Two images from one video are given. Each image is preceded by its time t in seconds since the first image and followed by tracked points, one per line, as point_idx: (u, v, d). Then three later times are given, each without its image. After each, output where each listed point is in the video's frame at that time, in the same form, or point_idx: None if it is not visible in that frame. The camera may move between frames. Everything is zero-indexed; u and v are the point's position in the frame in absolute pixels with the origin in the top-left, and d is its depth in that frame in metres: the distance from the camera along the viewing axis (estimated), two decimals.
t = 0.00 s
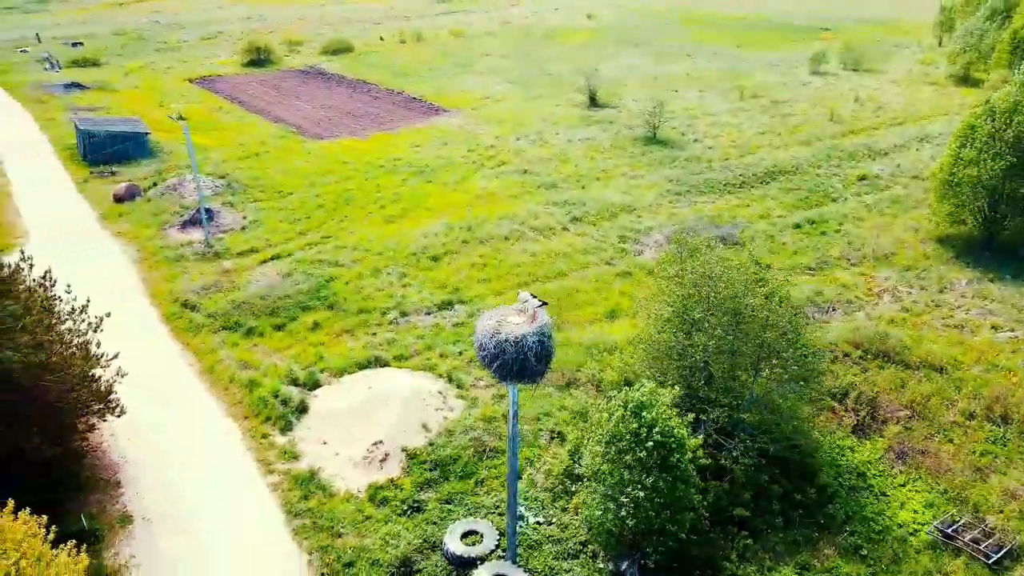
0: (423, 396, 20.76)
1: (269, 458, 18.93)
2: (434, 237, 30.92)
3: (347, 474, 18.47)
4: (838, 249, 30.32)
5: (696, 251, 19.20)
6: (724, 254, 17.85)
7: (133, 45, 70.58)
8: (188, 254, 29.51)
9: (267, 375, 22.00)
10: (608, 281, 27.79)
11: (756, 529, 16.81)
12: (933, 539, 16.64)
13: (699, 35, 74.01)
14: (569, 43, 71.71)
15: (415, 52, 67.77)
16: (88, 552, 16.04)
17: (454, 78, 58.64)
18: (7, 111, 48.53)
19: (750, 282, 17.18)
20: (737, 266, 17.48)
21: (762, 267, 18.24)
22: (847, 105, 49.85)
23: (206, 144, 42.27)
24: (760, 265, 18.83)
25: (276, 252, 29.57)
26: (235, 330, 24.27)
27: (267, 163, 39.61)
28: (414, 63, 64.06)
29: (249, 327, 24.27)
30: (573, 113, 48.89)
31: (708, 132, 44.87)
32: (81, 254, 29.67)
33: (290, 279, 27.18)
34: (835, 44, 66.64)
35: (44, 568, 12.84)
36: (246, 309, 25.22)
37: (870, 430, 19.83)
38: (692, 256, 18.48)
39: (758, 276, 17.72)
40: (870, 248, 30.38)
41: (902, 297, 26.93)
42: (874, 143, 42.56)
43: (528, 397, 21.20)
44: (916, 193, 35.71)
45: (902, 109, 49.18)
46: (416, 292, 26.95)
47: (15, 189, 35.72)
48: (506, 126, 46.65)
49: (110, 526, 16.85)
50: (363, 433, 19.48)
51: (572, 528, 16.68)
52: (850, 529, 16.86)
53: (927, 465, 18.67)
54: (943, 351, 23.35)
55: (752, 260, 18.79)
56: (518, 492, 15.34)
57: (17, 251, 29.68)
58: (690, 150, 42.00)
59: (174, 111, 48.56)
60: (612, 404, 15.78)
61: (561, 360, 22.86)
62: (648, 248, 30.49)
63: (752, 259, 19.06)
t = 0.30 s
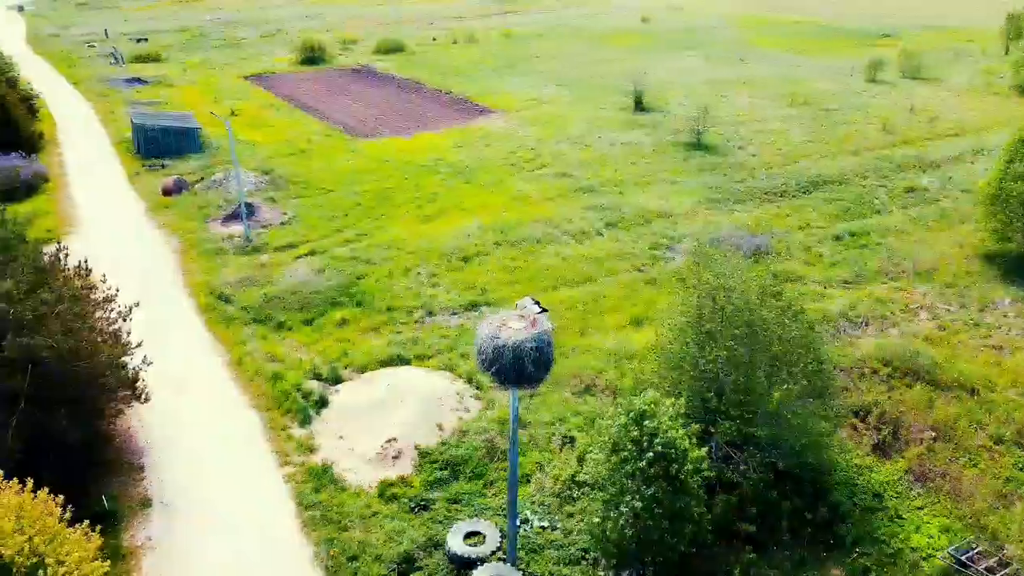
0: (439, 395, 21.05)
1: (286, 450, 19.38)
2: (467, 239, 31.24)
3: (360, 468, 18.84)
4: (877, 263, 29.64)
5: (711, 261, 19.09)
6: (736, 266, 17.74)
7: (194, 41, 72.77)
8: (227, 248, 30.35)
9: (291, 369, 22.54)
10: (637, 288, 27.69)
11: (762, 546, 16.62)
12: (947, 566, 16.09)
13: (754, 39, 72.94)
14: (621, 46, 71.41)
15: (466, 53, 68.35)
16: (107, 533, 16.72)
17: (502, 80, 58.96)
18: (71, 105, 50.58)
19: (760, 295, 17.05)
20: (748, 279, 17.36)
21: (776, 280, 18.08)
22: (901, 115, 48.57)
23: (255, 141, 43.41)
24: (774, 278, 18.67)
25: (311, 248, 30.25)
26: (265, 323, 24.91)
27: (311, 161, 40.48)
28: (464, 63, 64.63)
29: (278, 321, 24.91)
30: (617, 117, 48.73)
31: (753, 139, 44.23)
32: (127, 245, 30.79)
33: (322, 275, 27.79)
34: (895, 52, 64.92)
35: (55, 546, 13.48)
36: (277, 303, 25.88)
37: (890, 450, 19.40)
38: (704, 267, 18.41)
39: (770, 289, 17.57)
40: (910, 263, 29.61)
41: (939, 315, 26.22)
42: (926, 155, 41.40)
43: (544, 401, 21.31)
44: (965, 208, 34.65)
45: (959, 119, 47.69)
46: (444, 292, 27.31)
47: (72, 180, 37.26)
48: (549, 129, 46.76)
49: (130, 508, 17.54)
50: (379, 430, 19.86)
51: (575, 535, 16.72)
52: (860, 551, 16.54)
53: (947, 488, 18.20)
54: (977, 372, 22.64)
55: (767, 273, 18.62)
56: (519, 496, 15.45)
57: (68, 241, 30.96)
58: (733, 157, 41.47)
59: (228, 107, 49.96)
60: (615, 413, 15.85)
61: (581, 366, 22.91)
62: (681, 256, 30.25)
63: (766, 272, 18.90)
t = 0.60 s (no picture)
0: (456, 396, 21.25)
1: (303, 443, 19.82)
2: (500, 241, 31.49)
3: (373, 464, 19.16)
4: (918, 278, 28.85)
5: (727, 270, 18.81)
6: (750, 277, 17.44)
7: (254, 38, 74.65)
8: (266, 242, 31.12)
9: (316, 363, 23.05)
10: (666, 295, 27.50)
11: (767, 564, 16.37)
12: None
13: (812, 44, 71.42)
14: (674, 48, 70.78)
15: (518, 53, 68.58)
16: (126, 515, 17.39)
17: (551, 81, 59.04)
18: (132, 99, 52.42)
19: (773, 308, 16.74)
20: (762, 291, 17.07)
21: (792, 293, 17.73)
22: (960, 125, 47.03)
23: (303, 138, 44.38)
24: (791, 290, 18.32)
25: (347, 245, 30.85)
26: (295, 317, 25.51)
27: (355, 159, 41.20)
28: (515, 64, 64.89)
29: (308, 315, 25.46)
30: (663, 121, 48.37)
31: (800, 147, 43.39)
32: (172, 237, 31.82)
33: (354, 272, 28.32)
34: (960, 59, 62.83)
35: (69, 524, 14.08)
36: (308, 298, 26.46)
37: (911, 473, 18.87)
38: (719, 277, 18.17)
39: (785, 302, 17.23)
40: (953, 279, 28.73)
41: (979, 334, 25.38)
42: (982, 167, 40.05)
43: (561, 406, 21.35)
44: (1018, 224, 33.45)
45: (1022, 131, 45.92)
46: (473, 293, 27.56)
47: (126, 172, 38.68)
48: (594, 132, 46.70)
49: (150, 492, 18.19)
50: (394, 428, 20.16)
51: (578, 541, 16.74)
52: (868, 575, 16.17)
53: (968, 516, 17.63)
54: (1013, 396, 21.85)
55: (784, 285, 18.28)
56: (520, 499, 15.57)
57: (117, 232, 32.16)
58: (779, 165, 40.79)
59: (280, 104, 51.15)
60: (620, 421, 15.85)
61: (601, 372, 22.90)
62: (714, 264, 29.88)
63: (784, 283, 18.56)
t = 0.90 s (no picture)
0: (474, 398, 21.44)
1: (321, 436, 20.21)
2: (534, 245, 31.60)
3: (387, 461, 19.45)
4: (961, 296, 27.94)
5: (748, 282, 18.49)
6: (769, 291, 17.14)
7: (313, 35, 76.19)
8: (304, 238, 31.80)
9: (340, 358, 23.47)
10: (695, 304, 27.20)
11: None
12: None
13: (874, 50, 69.53)
14: (730, 52, 69.75)
15: (571, 55, 68.46)
16: (146, 498, 18.02)
17: (601, 83, 58.81)
18: (191, 94, 54.06)
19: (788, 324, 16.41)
20: (780, 306, 16.74)
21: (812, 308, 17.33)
22: None
23: (350, 136, 45.20)
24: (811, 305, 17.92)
25: (382, 243, 31.36)
26: (325, 312, 26.02)
27: (399, 158, 41.79)
28: (567, 65, 64.84)
29: (337, 311, 25.95)
30: (711, 126, 47.76)
31: (851, 156, 42.36)
32: (215, 229, 32.76)
33: (386, 270, 28.77)
34: None
35: (85, 506, 14.66)
36: (339, 294, 26.98)
37: (933, 499, 18.30)
38: (737, 289, 17.87)
39: (802, 317, 16.85)
40: (999, 298, 27.72)
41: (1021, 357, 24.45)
42: None
43: (577, 412, 21.34)
44: None
45: None
46: (502, 295, 27.72)
47: (178, 164, 39.95)
48: (639, 136, 46.39)
49: (171, 477, 18.80)
50: (410, 427, 20.43)
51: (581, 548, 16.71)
52: None
53: (988, 546, 17.04)
54: None
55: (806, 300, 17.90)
56: (521, 503, 15.64)
57: (164, 223, 33.24)
58: (827, 174, 39.90)
59: (331, 102, 52.14)
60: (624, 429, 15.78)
61: (622, 380, 22.81)
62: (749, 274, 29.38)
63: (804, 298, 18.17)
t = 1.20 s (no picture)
0: (492, 400, 21.63)
1: (338, 431, 20.58)
2: (568, 247, 31.63)
3: (402, 458, 19.71)
4: (1007, 316, 26.93)
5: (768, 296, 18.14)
6: (787, 306, 16.79)
7: (371, 32, 77.36)
8: (342, 234, 32.41)
9: (365, 353, 23.88)
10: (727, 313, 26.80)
11: None
12: None
13: (942, 57, 67.20)
14: (789, 56, 68.36)
15: (625, 56, 68.01)
16: (167, 483, 18.66)
17: (653, 85, 58.29)
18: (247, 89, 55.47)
19: (802, 340, 16.10)
20: (797, 322, 16.38)
21: (830, 325, 16.96)
22: None
23: (397, 134, 45.82)
24: (831, 322, 17.52)
25: (418, 242, 31.76)
26: (355, 308, 26.50)
27: (443, 157, 42.18)
28: (620, 66, 64.43)
29: (366, 308, 26.40)
30: (761, 132, 46.93)
31: (904, 167, 41.12)
32: (258, 223, 33.59)
33: (419, 269, 29.16)
34: None
35: (101, 489, 15.18)
36: (370, 291, 27.45)
37: (953, 527, 17.73)
38: (754, 302, 17.59)
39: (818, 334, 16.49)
40: None
41: None
42: None
43: (594, 419, 21.30)
44: None
45: None
46: (531, 297, 27.83)
47: (229, 158, 41.12)
48: (686, 140, 45.91)
49: (192, 463, 19.40)
50: (427, 426, 20.68)
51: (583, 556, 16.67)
52: None
53: None
54: None
55: (827, 317, 17.47)
56: (523, 507, 15.71)
57: (209, 215, 34.22)
58: (877, 185, 38.83)
59: (382, 100, 52.92)
60: (628, 439, 15.71)
61: (643, 388, 22.70)
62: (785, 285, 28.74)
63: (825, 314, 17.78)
